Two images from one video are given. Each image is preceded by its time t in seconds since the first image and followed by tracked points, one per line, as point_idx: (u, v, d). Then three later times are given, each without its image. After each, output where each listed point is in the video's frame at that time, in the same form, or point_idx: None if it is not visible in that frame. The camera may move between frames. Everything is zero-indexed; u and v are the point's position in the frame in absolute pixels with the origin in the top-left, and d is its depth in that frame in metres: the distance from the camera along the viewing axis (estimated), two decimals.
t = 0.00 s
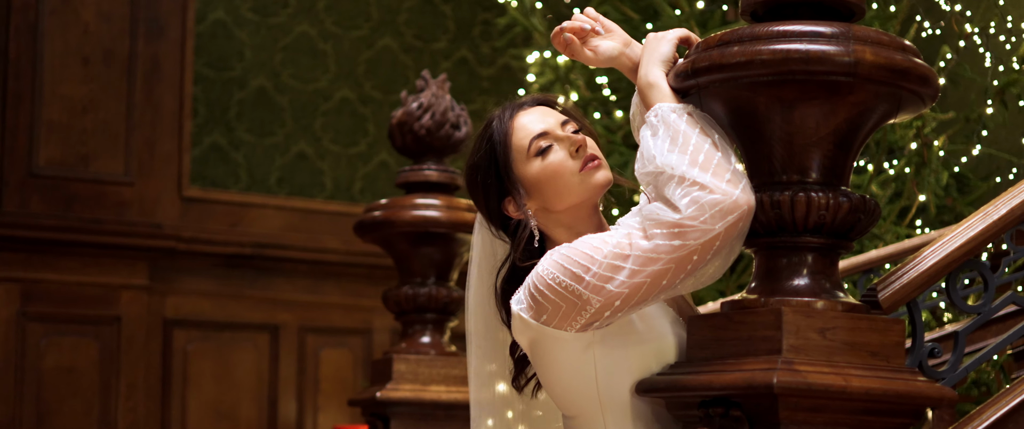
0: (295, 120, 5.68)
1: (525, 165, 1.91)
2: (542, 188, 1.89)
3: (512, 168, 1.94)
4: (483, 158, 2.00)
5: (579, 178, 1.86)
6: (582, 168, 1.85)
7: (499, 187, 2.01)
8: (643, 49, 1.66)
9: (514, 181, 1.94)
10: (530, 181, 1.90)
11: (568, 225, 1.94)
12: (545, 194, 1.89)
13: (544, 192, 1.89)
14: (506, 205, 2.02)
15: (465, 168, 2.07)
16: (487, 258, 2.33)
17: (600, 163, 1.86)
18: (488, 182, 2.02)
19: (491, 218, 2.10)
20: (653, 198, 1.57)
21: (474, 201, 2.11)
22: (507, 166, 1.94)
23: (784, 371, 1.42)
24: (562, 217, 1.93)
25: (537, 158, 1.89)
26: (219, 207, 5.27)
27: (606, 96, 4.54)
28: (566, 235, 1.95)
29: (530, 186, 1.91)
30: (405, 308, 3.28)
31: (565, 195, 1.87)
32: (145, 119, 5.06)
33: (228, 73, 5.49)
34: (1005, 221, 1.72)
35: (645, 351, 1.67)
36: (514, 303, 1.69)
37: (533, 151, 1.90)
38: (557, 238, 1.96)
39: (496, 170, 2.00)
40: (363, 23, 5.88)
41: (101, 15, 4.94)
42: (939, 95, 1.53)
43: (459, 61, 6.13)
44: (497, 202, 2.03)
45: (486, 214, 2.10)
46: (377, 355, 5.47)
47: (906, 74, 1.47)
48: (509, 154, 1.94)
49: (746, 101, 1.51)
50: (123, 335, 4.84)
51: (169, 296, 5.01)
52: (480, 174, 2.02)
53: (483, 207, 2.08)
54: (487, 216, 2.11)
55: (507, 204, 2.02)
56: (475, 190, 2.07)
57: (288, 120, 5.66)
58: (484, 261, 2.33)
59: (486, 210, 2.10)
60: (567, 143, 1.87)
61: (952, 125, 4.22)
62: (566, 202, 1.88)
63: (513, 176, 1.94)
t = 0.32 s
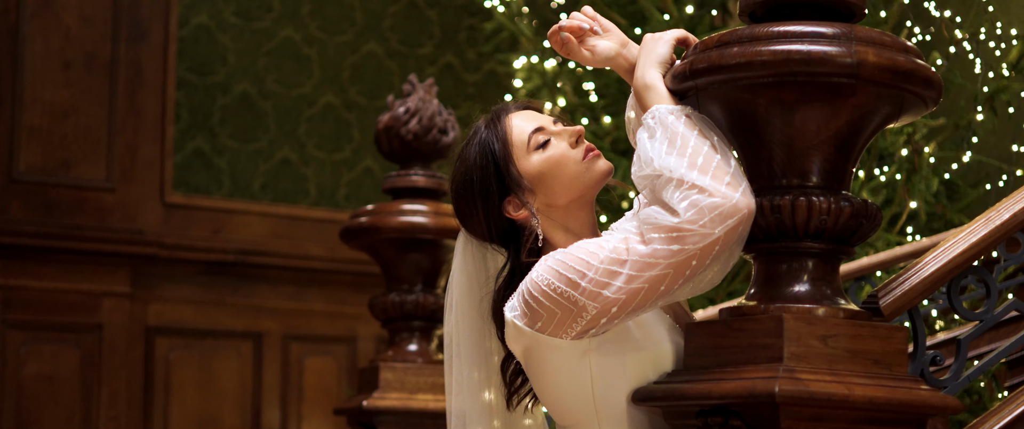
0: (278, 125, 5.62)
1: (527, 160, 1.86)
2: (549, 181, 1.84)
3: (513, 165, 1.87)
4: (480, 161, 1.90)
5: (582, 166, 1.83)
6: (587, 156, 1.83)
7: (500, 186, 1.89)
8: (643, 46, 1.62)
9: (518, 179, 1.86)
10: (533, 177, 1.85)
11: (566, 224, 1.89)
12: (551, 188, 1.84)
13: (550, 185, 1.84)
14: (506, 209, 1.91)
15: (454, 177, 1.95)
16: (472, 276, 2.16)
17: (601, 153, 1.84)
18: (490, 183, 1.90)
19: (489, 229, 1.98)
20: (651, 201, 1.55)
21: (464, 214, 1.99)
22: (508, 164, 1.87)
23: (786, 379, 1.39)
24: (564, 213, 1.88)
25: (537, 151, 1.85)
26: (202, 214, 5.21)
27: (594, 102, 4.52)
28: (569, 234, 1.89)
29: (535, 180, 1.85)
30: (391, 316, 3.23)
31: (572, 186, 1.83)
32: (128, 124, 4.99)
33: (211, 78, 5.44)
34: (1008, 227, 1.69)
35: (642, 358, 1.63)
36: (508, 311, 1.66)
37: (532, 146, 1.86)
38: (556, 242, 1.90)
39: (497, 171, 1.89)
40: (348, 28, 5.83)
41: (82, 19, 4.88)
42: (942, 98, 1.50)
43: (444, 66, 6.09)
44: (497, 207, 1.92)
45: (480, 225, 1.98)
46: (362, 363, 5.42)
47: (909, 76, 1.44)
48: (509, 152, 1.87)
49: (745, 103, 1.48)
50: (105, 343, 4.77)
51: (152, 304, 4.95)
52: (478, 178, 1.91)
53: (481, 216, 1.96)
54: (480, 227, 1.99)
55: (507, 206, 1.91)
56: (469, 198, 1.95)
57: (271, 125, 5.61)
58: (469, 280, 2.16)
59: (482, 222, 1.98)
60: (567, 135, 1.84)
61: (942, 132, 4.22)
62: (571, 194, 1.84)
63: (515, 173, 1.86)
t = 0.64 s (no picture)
0: (263, 132, 5.57)
1: (528, 161, 1.82)
2: (551, 179, 1.80)
3: (514, 165, 1.82)
4: (479, 164, 1.84)
5: (584, 162, 1.79)
6: (587, 152, 1.79)
7: (502, 186, 1.83)
8: (642, 44, 1.59)
9: (520, 180, 1.81)
10: (534, 177, 1.81)
11: (566, 226, 1.84)
12: (553, 186, 1.80)
13: (553, 183, 1.80)
14: (508, 212, 1.84)
15: (450, 183, 1.88)
16: (460, 287, 2.06)
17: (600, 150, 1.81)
18: (492, 184, 1.83)
19: (490, 236, 1.89)
20: (648, 206, 1.53)
21: (461, 222, 1.91)
22: (509, 165, 1.82)
23: (788, 389, 1.35)
24: (566, 213, 1.83)
25: (536, 151, 1.81)
26: (186, 221, 5.15)
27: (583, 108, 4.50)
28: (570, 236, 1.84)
29: (537, 179, 1.81)
30: (379, 324, 3.18)
31: (574, 183, 1.79)
32: (110, 131, 4.93)
33: (195, 84, 5.38)
34: (1010, 234, 1.65)
35: (639, 366, 1.59)
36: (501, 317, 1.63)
37: (530, 146, 1.82)
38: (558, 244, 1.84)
39: (498, 172, 1.83)
40: (333, 34, 5.79)
41: (65, 24, 4.82)
42: (944, 101, 1.46)
43: (430, 73, 6.06)
44: (498, 211, 1.85)
45: (479, 233, 1.90)
46: (348, 372, 5.37)
47: (913, 79, 1.40)
48: (509, 154, 1.83)
49: (744, 106, 1.45)
50: (87, 352, 4.70)
51: (134, 312, 4.88)
52: (478, 180, 1.85)
53: (482, 224, 1.88)
54: (480, 235, 1.90)
55: (508, 208, 1.84)
56: (468, 204, 1.87)
57: (256, 132, 5.55)
58: (456, 291, 2.06)
59: (481, 231, 1.90)
60: (565, 133, 1.81)
61: (932, 139, 4.22)
62: (574, 191, 1.80)
63: (516, 174, 1.81)
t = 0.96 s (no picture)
0: (248, 138, 5.52)
1: (528, 165, 1.78)
2: (553, 180, 1.77)
3: (515, 168, 1.78)
4: (478, 170, 1.80)
5: (584, 161, 1.76)
6: (587, 152, 1.77)
7: (504, 191, 1.79)
8: (642, 44, 1.57)
9: (521, 184, 1.77)
10: (536, 180, 1.78)
11: (566, 229, 1.82)
12: (555, 188, 1.77)
13: (555, 185, 1.77)
14: (510, 217, 1.80)
15: (447, 191, 1.83)
16: (456, 299, 2.00)
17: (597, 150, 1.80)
18: (492, 189, 1.79)
19: (493, 244, 1.84)
20: (647, 210, 1.50)
21: (459, 231, 1.85)
22: (509, 169, 1.78)
23: (792, 397, 1.32)
24: (567, 215, 1.80)
25: (533, 153, 1.78)
26: (170, 227, 5.08)
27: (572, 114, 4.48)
28: (571, 238, 1.82)
29: (539, 181, 1.77)
30: (366, 331, 3.14)
31: (576, 183, 1.77)
32: (94, 136, 4.87)
33: (179, 89, 5.33)
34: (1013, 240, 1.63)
35: (638, 375, 1.56)
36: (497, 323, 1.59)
37: (529, 148, 1.79)
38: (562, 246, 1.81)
39: (498, 177, 1.79)
40: (319, 39, 5.75)
41: (48, 28, 4.76)
42: (949, 103, 1.44)
43: (417, 79, 6.03)
44: (499, 217, 1.80)
45: (481, 241, 1.84)
46: (334, 380, 5.32)
47: (918, 80, 1.37)
48: (509, 158, 1.79)
49: (746, 107, 1.41)
50: (70, 360, 4.63)
51: (118, 320, 4.81)
52: (478, 186, 1.80)
53: (484, 232, 1.82)
54: (481, 244, 1.85)
55: (511, 213, 1.80)
56: (468, 212, 1.82)
57: (241, 137, 5.50)
58: (452, 303, 1.99)
59: (484, 239, 1.84)
60: (561, 134, 1.79)
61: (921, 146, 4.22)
62: (576, 192, 1.78)
63: (518, 178, 1.77)
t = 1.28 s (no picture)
0: (235, 144, 5.47)
1: (527, 170, 1.75)
2: (554, 185, 1.74)
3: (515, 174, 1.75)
4: (476, 176, 1.76)
5: (583, 165, 1.74)
6: (587, 156, 1.75)
7: (504, 198, 1.75)
8: (641, 45, 1.54)
9: (522, 190, 1.74)
10: (536, 185, 1.75)
11: (566, 235, 1.79)
12: (555, 193, 1.75)
13: (555, 189, 1.75)
14: (511, 225, 1.77)
15: (444, 199, 1.78)
16: (450, 309, 1.95)
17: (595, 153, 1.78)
18: (492, 196, 1.75)
19: (493, 252, 1.79)
20: (647, 214, 1.46)
21: (457, 240, 1.80)
22: (508, 175, 1.75)
23: (798, 406, 1.28)
24: (567, 220, 1.78)
25: (532, 158, 1.76)
26: (156, 234, 5.03)
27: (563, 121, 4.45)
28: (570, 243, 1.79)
29: (539, 186, 1.75)
30: (356, 339, 3.10)
31: (576, 188, 1.74)
32: (78, 142, 4.81)
33: (165, 95, 5.27)
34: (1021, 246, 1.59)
35: (638, 383, 1.52)
36: (494, 330, 1.56)
37: (528, 153, 1.76)
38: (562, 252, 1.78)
39: (498, 183, 1.75)
40: (307, 44, 5.71)
41: (33, 32, 4.70)
42: (956, 106, 1.40)
43: (405, 85, 5.99)
44: (499, 224, 1.77)
45: (480, 249, 1.80)
46: (321, 389, 5.26)
47: (925, 82, 1.34)
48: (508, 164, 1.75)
49: (749, 109, 1.38)
50: (53, 368, 4.56)
51: (102, 328, 4.75)
52: (477, 193, 1.76)
53: (484, 239, 1.78)
54: (480, 252, 1.80)
55: (512, 220, 1.76)
56: (467, 219, 1.78)
57: (227, 143, 5.45)
58: (447, 313, 1.95)
59: (483, 247, 1.79)
60: (559, 138, 1.76)
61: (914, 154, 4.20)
62: (576, 196, 1.75)
63: (518, 183, 1.74)
